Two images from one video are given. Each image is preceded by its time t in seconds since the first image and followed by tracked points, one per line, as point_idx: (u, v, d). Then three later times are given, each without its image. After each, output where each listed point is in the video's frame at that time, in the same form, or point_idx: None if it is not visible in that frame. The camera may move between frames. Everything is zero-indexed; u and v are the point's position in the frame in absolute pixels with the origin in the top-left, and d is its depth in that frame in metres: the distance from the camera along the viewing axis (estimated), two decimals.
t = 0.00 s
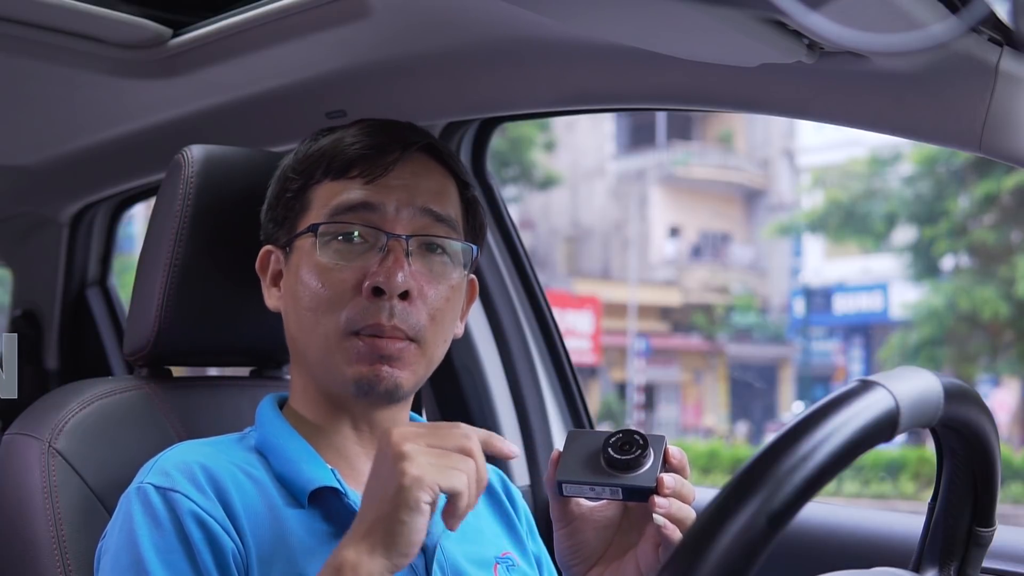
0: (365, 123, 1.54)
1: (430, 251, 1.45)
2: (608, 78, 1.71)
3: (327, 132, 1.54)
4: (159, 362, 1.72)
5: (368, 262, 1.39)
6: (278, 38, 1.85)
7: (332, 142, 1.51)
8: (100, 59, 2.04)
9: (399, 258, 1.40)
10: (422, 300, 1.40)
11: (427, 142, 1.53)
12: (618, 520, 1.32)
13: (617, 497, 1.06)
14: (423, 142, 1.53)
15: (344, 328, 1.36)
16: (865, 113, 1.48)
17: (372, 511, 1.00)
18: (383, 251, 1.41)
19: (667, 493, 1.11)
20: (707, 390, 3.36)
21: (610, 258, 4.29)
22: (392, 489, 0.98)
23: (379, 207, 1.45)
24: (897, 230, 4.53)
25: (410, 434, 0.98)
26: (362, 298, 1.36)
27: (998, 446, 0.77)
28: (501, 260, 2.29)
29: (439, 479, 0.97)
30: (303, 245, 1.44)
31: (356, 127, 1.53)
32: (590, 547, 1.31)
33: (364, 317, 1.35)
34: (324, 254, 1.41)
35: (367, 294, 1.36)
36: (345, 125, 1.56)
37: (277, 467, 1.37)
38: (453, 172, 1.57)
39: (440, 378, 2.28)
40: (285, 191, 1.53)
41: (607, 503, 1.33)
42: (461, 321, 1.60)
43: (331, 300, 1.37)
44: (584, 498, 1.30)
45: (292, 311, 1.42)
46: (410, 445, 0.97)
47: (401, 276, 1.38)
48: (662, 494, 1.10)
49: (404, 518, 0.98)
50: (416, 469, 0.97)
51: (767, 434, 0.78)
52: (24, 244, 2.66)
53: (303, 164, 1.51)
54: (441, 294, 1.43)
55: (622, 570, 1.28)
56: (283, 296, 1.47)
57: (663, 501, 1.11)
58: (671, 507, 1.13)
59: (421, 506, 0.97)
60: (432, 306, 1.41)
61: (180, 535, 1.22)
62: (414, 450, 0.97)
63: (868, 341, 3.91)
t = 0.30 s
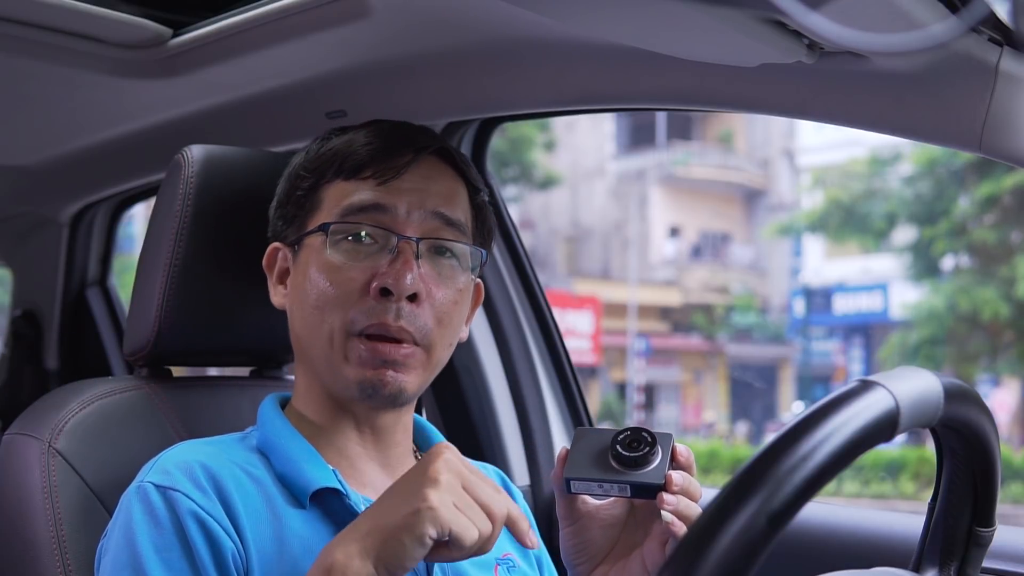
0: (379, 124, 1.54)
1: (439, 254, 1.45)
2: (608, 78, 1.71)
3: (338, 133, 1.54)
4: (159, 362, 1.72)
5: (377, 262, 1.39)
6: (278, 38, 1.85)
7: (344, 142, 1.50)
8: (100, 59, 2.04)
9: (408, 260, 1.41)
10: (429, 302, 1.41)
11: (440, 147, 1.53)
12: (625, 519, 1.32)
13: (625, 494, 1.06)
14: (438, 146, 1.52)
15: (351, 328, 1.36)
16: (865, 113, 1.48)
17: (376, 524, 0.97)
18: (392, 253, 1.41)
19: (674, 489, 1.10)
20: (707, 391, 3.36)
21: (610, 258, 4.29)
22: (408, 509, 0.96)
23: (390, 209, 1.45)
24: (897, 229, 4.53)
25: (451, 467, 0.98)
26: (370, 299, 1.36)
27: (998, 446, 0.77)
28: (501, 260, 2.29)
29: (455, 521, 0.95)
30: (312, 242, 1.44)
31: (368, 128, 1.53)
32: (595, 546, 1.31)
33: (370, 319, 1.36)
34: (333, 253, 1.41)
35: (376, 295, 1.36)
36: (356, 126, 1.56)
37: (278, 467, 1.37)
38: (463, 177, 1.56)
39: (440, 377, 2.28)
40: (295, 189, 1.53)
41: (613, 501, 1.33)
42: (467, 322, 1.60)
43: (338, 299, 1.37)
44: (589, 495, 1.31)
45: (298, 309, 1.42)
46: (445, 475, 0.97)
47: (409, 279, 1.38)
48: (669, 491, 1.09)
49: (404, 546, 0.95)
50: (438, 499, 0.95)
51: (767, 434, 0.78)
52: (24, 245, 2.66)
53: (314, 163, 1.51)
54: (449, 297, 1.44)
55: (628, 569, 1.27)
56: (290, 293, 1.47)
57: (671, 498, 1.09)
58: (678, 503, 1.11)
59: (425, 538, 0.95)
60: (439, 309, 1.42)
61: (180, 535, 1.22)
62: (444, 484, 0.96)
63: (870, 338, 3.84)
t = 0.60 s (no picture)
0: (373, 124, 1.53)
1: (435, 255, 1.45)
2: (608, 78, 1.71)
3: (332, 133, 1.54)
4: (159, 362, 1.73)
5: (372, 264, 1.39)
6: (278, 38, 1.85)
7: (338, 143, 1.50)
8: (99, 59, 2.03)
9: (404, 261, 1.41)
10: (426, 303, 1.41)
11: (433, 146, 1.53)
12: (622, 521, 1.32)
13: (621, 498, 1.06)
14: (431, 145, 1.52)
15: (348, 329, 1.36)
16: (865, 113, 1.48)
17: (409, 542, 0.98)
18: (388, 255, 1.41)
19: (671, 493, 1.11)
20: (707, 390, 3.34)
21: (610, 258, 4.29)
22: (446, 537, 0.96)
23: (385, 211, 1.45)
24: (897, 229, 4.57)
25: (491, 496, 0.97)
26: (366, 301, 1.36)
27: (998, 446, 0.77)
28: (502, 260, 2.29)
29: (491, 551, 0.94)
30: (307, 246, 1.44)
31: (362, 127, 1.53)
32: (593, 548, 1.32)
33: (367, 319, 1.36)
34: (328, 257, 1.41)
35: (371, 296, 1.36)
36: (350, 125, 1.55)
37: (277, 468, 1.37)
38: (457, 175, 1.56)
39: (440, 377, 2.28)
40: (290, 190, 1.52)
41: (611, 504, 1.33)
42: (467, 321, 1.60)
43: (334, 302, 1.37)
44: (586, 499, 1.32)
45: (295, 311, 1.42)
46: (483, 504, 0.97)
47: (405, 280, 1.38)
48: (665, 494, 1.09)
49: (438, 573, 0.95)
50: (476, 529, 0.95)
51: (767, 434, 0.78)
52: (23, 245, 2.65)
53: (308, 164, 1.51)
54: (446, 296, 1.44)
55: (626, 570, 1.27)
56: (286, 296, 1.47)
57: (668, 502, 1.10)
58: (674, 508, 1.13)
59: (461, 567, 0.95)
60: (436, 309, 1.42)
61: (180, 536, 1.22)
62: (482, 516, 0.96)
63: (869, 338, 3.83)
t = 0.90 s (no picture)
0: (363, 121, 1.53)
1: (429, 249, 1.45)
2: (608, 78, 1.71)
3: (324, 132, 1.53)
4: (159, 362, 1.72)
5: (366, 260, 1.40)
6: (278, 38, 1.85)
7: (329, 142, 1.50)
8: (100, 59, 2.04)
9: (398, 256, 1.41)
10: (422, 297, 1.40)
11: (423, 140, 1.53)
12: (632, 530, 1.32)
13: (631, 511, 1.06)
14: (421, 139, 1.52)
15: (344, 327, 1.36)
16: (865, 114, 1.48)
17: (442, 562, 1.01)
18: (382, 250, 1.41)
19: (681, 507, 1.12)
20: (707, 390, 3.37)
21: (610, 258, 4.29)
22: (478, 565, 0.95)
23: (377, 207, 1.45)
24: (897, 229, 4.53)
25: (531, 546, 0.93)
26: (360, 298, 1.36)
27: (998, 446, 0.77)
28: (502, 260, 2.29)
29: None
30: (301, 247, 1.44)
31: (353, 125, 1.52)
32: (600, 557, 1.32)
33: (364, 316, 1.36)
34: (322, 255, 1.41)
35: (366, 292, 1.36)
36: (341, 124, 1.55)
37: (279, 469, 1.37)
38: (450, 170, 1.57)
39: (440, 376, 2.29)
40: (282, 192, 1.53)
41: (620, 513, 1.33)
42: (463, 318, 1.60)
43: (330, 300, 1.37)
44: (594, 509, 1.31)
45: (292, 312, 1.42)
46: (517, 539, 0.94)
47: (400, 274, 1.38)
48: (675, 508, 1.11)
49: None
50: (509, 563, 0.93)
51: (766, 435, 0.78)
52: (23, 245, 2.66)
53: (300, 164, 1.51)
54: (442, 290, 1.44)
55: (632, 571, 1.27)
56: (283, 298, 1.47)
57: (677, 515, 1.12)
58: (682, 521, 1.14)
59: None
60: (433, 303, 1.42)
61: (183, 538, 1.22)
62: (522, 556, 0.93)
63: (869, 338, 3.82)
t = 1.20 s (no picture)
0: (353, 123, 1.53)
1: (420, 249, 1.46)
2: (608, 78, 1.71)
3: (314, 135, 1.54)
4: (159, 363, 1.72)
5: (358, 263, 1.40)
6: (278, 38, 1.85)
7: (319, 144, 1.50)
8: (100, 59, 2.04)
9: (390, 258, 1.41)
10: (416, 298, 1.40)
11: (412, 141, 1.53)
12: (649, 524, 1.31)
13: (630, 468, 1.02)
14: (409, 140, 1.52)
15: (338, 330, 1.36)
16: (865, 113, 1.48)
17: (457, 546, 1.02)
18: (373, 252, 1.41)
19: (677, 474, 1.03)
20: (707, 391, 3.37)
21: (610, 258, 4.29)
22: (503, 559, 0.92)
23: (367, 208, 1.45)
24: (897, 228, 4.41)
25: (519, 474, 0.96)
26: (354, 301, 1.36)
27: (998, 446, 0.77)
28: (502, 260, 2.29)
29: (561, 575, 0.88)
30: (295, 251, 1.44)
31: (344, 127, 1.53)
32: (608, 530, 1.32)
33: (358, 318, 1.35)
34: (315, 258, 1.41)
35: (359, 295, 1.36)
36: (332, 127, 1.56)
37: (279, 465, 1.37)
38: (441, 169, 1.56)
39: (440, 376, 2.29)
40: (274, 196, 1.53)
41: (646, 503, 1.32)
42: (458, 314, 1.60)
43: (324, 303, 1.37)
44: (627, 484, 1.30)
45: (287, 316, 1.42)
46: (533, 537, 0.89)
47: (392, 276, 1.38)
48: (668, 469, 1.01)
49: None
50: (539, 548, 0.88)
51: (765, 436, 0.78)
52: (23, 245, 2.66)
53: (291, 168, 1.51)
54: (435, 291, 1.44)
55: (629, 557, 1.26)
56: (278, 301, 1.47)
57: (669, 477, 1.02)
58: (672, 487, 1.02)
59: None
60: (426, 304, 1.42)
61: (183, 534, 1.22)
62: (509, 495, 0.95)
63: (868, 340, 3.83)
